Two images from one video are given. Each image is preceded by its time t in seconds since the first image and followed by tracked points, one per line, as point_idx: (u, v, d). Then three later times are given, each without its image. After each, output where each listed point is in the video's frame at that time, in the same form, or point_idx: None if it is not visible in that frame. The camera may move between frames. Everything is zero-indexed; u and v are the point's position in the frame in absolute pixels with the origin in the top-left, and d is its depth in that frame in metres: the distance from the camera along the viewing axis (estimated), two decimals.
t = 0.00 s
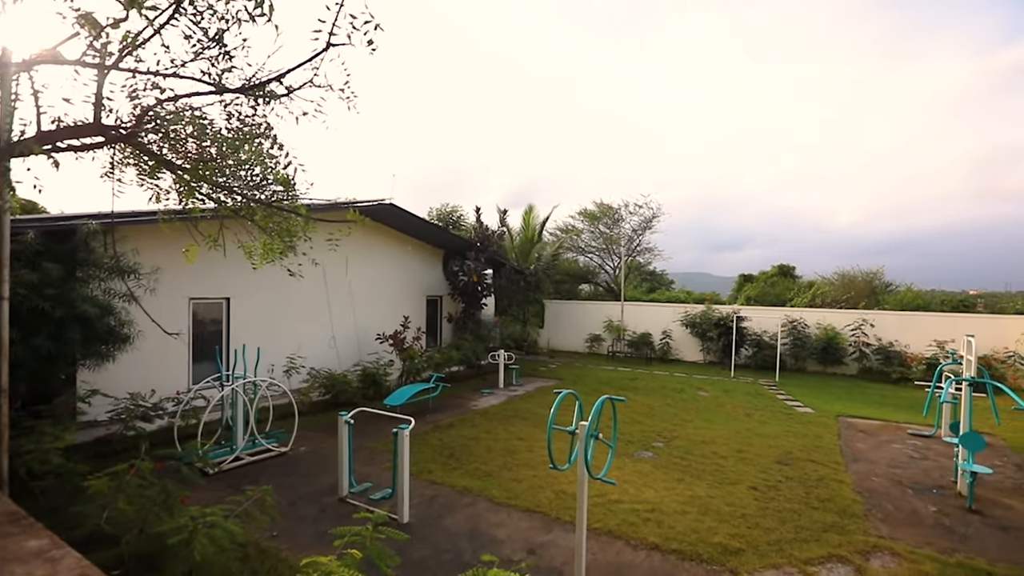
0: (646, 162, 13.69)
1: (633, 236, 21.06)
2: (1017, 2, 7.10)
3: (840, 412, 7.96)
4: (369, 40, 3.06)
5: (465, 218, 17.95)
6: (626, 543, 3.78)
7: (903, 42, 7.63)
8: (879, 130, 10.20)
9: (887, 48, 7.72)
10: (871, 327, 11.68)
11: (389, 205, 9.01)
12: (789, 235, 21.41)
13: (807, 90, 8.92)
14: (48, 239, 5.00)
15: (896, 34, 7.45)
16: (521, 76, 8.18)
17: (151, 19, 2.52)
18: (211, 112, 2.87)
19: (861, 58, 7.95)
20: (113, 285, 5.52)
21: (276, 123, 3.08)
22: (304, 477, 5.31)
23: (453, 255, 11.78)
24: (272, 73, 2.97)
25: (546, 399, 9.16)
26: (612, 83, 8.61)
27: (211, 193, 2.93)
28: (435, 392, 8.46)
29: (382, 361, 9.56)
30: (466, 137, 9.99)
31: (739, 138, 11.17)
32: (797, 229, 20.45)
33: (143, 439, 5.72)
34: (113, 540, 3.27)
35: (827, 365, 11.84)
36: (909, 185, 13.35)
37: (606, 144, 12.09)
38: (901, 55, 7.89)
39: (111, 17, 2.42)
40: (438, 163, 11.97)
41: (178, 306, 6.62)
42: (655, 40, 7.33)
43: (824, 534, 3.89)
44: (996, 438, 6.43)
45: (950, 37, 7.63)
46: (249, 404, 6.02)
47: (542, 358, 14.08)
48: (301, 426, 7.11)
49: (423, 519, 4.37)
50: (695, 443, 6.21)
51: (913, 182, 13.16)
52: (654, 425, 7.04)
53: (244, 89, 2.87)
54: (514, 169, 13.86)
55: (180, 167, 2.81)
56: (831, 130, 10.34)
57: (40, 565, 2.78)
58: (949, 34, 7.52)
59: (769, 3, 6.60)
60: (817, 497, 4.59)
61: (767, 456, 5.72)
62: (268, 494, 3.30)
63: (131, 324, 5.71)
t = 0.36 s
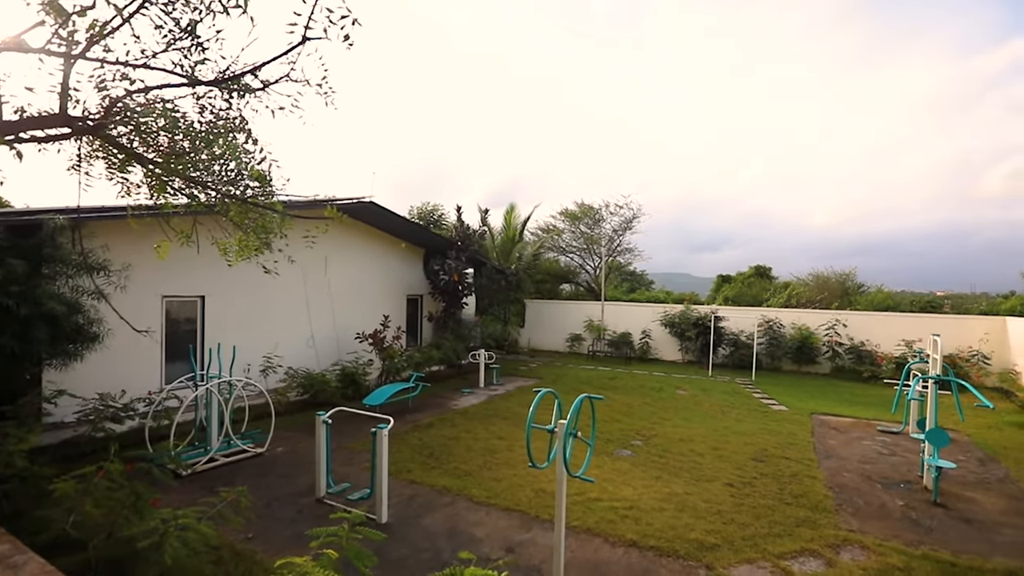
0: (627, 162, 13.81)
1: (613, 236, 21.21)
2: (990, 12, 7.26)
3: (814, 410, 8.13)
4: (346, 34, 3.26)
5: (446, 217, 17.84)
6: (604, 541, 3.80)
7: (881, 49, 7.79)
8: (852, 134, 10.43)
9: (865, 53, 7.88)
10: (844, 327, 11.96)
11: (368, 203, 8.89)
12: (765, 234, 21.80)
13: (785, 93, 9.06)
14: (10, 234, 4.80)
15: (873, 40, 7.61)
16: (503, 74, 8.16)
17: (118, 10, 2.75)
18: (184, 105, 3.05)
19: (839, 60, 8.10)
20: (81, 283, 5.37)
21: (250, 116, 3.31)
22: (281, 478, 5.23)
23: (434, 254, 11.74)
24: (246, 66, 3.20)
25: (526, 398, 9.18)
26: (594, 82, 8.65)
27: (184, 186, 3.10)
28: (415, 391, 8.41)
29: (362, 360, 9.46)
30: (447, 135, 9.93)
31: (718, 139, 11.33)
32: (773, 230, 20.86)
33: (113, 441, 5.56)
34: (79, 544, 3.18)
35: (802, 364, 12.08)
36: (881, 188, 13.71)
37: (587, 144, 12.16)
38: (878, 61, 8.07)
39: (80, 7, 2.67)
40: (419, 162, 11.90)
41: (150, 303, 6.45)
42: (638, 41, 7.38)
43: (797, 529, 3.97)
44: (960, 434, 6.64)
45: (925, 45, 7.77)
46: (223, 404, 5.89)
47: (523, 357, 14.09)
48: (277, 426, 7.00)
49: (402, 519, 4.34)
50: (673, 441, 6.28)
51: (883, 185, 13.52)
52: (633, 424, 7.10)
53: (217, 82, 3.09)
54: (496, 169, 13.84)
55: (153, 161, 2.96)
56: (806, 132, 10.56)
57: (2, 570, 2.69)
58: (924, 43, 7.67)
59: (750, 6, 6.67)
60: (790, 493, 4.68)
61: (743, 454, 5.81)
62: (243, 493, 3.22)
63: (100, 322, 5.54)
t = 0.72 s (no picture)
0: (608, 162, 13.90)
1: (595, 236, 21.33)
2: (961, 26, 7.28)
3: (790, 408, 8.28)
4: (322, 27, 3.30)
5: (428, 216, 17.73)
6: (584, 538, 3.82)
7: (853, 60, 7.86)
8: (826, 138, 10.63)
9: (837, 62, 7.95)
10: (819, 327, 12.21)
11: (349, 201, 8.68)
12: (743, 235, 22.14)
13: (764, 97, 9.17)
14: None
15: (845, 51, 7.68)
16: (485, 72, 8.14)
17: None
18: (155, 98, 3.13)
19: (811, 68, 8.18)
20: (46, 279, 5.17)
21: (223, 110, 3.39)
22: (257, 479, 5.15)
23: (415, 253, 11.68)
24: (220, 58, 3.26)
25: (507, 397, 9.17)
26: (576, 81, 8.67)
27: (156, 180, 3.22)
28: (395, 391, 8.35)
29: (341, 360, 9.36)
30: (428, 134, 9.86)
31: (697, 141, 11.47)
32: (750, 231, 21.24)
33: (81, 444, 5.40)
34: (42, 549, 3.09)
35: (778, 363, 12.30)
36: (855, 190, 14.02)
37: (569, 145, 12.21)
38: (850, 71, 8.14)
39: None
40: (401, 160, 11.80)
41: (122, 301, 6.28)
42: (619, 41, 7.41)
43: (771, 524, 4.04)
44: (928, 430, 6.83)
45: (897, 56, 7.81)
46: (198, 406, 5.76)
47: (505, 357, 14.08)
48: (254, 426, 6.89)
49: (381, 519, 4.30)
50: (653, 440, 6.34)
51: (857, 188, 13.83)
52: (612, 422, 7.15)
53: (189, 74, 3.15)
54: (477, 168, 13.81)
55: (123, 154, 3.01)
56: (783, 134, 10.74)
57: None
58: (899, 52, 7.68)
59: (731, 11, 6.74)
60: (766, 489, 4.76)
61: (720, 451, 5.89)
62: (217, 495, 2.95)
63: (67, 320, 5.38)
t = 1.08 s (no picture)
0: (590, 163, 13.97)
1: (577, 237, 21.43)
2: (936, 29, 7.35)
3: (767, 407, 8.42)
4: (301, 22, 3.36)
5: (410, 215, 17.61)
6: (564, 536, 3.84)
7: (829, 65, 8.03)
8: (802, 142, 10.85)
9: (814, 67, 8.11)
10: (796, 327, 12.43)
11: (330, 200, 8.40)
12: (723, 237, 22.44)
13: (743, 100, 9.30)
14: None
15: (822, 56, 7.84)
16: (467, 70, 8.11)
17: None
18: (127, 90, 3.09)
19: (788, 73, 8.32)
20: (12, 276, 5.01)
21: (198, 104, 3.36)
22: (234, 480, 5.07)
23: (397, 252, 11.62)
24: (194, 50, 3.26)
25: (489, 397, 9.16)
26: (559, 80, 8.69)
27: (128, 174, 3.12)
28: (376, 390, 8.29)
29: (321, 359, 9.26)
30: (410, 132, 9.80)
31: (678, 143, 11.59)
32: (730, 233, 21.55)
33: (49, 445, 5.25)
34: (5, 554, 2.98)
35: (756, 362, 12.50)
36: (831, 193, 14.31)
37: (551, 144, 12.24)
38: (827, 76, 8.31)
39: None
40: (383, 158, 11.68)
41: (93, 299, 6.12)
42: (600, 41, 7.45)
43: (748, 520, 4.11)
44: (899, 427, 7.01)
45: (873, 62, 7.95)
46: (173, 406, 5.65)
47: (487, 356, 14.07)
48: (231, 427, 6.78)
49: (361, 520, 4.27)
50: (633, 438, 6.39)
51: (832, 191, 14.12)
52: (593, 422, 7.19)
53: (162, 66, 3.10)
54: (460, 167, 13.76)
55: (94, 146, 2.95)
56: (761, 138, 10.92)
57: None
58: (875, 56, 7.81)
59: (710, 14, 6.81)
60: (743, 486, 4.83)
61: (699, 449, 5.96)
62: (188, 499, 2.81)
63: (34, 319, 5.22)
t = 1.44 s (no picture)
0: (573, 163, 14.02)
1: (560, 237, 21.50)
2: (908, 41, 7.40)
3: (746, 406, 8.54)
4: (278, 14, 3.36)
5: (393, 213, 17.49)
6: (546, 535, 3.84)
7: (807, 69, 8.14)
8: (781, 144, 11.03)
9: (793, 70, 8.19)
10: (774, 327, 12.63)
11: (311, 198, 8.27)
12: (704, 238, 22.72)
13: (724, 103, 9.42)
14: None
15: (802, 59, 7.92)
16: (451, 69, 8.07)
17: None
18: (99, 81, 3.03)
19: (768, 76, 8.40)
20: None
21: (173, 98, 3.35)
22: (211, 482, 4.97)
23: (379, 250, 11.54)
24: (168, 42, 3.18)
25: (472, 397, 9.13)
26: (542, 81, 8.71)
27: (100, 168, 3.10)
28: (357, 390, 8.22)
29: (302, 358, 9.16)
30: (392, 129, 9.72)
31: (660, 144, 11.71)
32: (711, 234, 21.82)
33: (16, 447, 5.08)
34: None
35: (735, 362, 12.67)
36: (809, 196, 14.57)
37: (535, 144, 12.25)
38: (806, 80, 8.42)
39: None
40: (365, 156, 11.57)
41: (63, 297, 5.96)
42: (583, 41, 7.47)
43: (727, 517, 4.16)
44: (873, 425, 7.16)
45: (849, 69, 8.10)
46: (147, 406, 5.52)
47: (470, 356, 14.04)
48: (208, 428, 6.66)
49: (341, 520, 4.22)
50: (615, 437, 6.43)
51: (810, 194, 14.38)
52: (575, 421, 7.21)
53: (134, 58, 3.04)
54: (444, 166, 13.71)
55: (62, 138, 2.85)
56: (741, 141, 11.07)
57: None
58: (852, 64, 7.94)
59: (691, 16, 6.89)
60: (722, 483, 4.89)
61: (679, 448, 6.02)
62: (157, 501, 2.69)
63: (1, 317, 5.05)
